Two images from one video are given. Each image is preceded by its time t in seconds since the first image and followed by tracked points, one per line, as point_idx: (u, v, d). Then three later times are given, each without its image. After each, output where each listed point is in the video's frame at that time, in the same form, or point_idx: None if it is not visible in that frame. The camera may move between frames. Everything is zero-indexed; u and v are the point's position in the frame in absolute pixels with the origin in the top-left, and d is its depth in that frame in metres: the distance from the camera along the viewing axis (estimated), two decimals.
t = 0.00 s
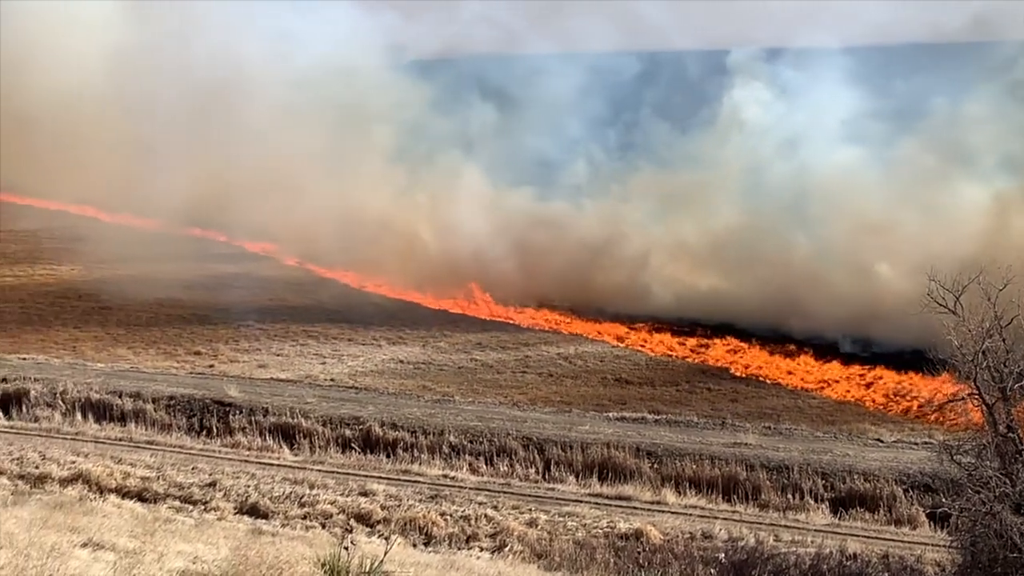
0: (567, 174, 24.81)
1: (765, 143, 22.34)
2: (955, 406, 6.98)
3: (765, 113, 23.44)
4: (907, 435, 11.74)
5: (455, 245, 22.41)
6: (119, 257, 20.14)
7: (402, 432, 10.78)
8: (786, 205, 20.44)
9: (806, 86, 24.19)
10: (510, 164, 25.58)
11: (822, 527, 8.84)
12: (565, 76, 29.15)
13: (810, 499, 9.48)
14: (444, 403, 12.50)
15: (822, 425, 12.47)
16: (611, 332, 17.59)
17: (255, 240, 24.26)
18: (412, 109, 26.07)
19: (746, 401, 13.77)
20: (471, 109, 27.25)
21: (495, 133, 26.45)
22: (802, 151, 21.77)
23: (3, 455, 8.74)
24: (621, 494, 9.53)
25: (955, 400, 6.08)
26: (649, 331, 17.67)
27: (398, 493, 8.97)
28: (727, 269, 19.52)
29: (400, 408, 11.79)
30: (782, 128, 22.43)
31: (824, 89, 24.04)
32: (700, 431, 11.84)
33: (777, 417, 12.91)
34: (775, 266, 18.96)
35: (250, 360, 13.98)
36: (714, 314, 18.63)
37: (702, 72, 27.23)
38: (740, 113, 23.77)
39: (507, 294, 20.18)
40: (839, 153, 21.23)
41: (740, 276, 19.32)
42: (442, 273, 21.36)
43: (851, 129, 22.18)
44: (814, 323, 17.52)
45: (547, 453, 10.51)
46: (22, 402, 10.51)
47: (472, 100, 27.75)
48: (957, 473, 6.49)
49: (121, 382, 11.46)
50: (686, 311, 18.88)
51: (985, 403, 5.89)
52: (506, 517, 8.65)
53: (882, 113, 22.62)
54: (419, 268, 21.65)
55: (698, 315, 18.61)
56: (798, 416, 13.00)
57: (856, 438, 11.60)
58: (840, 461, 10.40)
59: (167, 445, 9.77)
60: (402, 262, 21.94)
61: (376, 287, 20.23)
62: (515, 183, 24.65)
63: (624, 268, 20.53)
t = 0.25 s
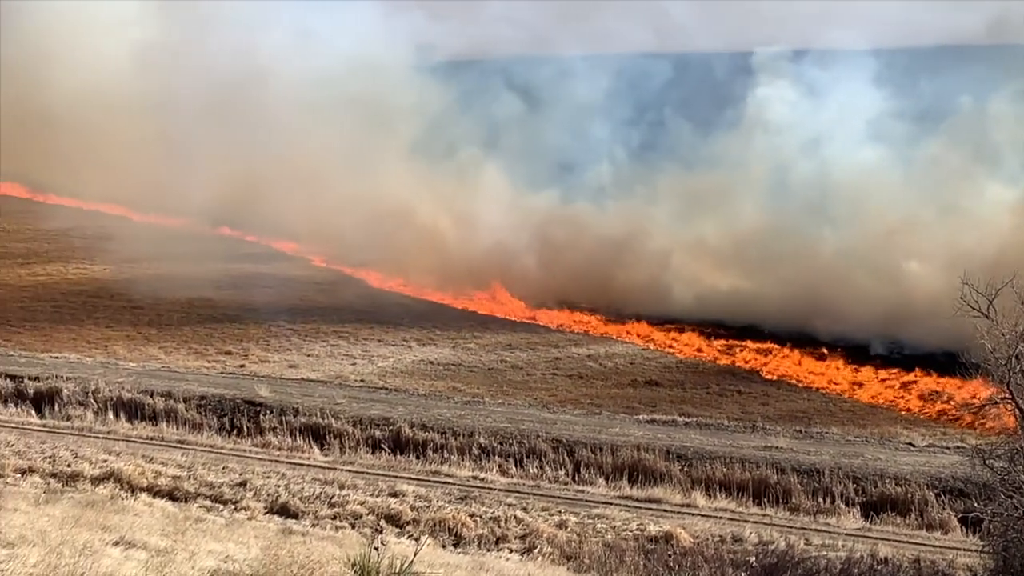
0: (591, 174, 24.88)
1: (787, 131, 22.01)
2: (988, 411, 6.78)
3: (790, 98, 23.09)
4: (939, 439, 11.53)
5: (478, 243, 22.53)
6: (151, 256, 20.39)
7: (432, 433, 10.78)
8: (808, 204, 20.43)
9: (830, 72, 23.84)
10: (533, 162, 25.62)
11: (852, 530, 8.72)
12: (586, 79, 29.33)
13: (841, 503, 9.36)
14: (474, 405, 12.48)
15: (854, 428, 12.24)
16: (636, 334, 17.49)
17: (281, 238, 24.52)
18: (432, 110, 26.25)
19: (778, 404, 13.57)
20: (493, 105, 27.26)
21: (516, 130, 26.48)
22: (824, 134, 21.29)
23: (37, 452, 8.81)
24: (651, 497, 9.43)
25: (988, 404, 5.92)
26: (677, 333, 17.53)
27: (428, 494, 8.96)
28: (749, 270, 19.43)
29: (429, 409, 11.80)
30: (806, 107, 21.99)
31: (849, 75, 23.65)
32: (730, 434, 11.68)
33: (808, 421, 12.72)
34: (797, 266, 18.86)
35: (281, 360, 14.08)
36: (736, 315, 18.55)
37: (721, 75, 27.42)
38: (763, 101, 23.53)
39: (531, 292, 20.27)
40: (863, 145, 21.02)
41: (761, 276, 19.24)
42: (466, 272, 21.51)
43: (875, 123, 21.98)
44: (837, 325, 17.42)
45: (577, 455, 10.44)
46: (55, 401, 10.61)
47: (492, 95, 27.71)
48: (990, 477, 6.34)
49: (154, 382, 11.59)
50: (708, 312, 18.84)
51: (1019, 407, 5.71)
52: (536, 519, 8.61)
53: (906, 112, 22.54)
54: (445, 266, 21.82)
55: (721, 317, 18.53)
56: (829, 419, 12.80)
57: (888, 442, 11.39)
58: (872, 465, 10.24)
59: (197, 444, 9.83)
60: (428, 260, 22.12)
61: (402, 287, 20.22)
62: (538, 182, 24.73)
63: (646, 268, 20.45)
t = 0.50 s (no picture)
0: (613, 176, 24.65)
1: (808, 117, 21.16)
2: None
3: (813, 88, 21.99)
4: (972, 444, 11.34)
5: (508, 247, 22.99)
6: (187, 257, 20.70)
7: (465, 434, 10.76)
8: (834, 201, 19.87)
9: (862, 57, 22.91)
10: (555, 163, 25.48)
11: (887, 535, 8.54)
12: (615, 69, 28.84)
13: (876, 508, 9.17)
14: (507, 406, 12.45)
15: (890, 432, 11.99)
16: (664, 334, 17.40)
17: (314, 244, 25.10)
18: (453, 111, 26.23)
19: (812, 407, 13.32)
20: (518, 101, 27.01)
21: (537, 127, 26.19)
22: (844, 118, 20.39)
23: (72, 451, 8.94)
24: (684, 500, 9.30)
25: None
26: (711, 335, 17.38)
27: (461, 495, 8.95)
28: (773, 270, 19.56)
29: (463, 410, 11.79)
30: (830, 93, 21.17)
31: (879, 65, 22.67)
32: (764, 437, 11.48)
33: (842, 424, 12.51)
34: (821, 270, 18.66)
35: (315, 360, 14.19)
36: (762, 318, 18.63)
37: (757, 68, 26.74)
38: (786, 91, 22.89)
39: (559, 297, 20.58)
40: (890, 140, 20.17)
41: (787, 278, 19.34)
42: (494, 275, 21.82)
43: (905, 120, 20.91)
44: (866, 328, 17.59)
45: (610, 458, 10.36)
46: (91, 400, 10.76)
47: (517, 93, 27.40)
48: None
49: (189, 381, 11.73)
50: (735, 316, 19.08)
51: None
52: (569, 521, 8.55)
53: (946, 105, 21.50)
54: (477, 271, 22.32)
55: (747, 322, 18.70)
56: (863, 422, 12.59)
57: (924, 446, 11.15)
58: (906, 470, 10.07)
59: (231, 443, 9.90)
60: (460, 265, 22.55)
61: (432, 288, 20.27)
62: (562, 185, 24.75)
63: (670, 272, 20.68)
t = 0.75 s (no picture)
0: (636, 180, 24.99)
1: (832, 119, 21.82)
2: None
3: (835, 88, 23.07)
4: (1002, 451, 11.09)
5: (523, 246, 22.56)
6: (214, 259, 20.91)
7: (492, 437, 10.73)
8: (856, 202, 20.26)
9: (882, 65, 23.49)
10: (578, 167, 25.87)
11: (916, 541, 8.38)
12: (632, 82, 29.60)
13: (904, 513, 9.05)
14: (534, 409, 12.39)
15: (918, 438, 11.78)
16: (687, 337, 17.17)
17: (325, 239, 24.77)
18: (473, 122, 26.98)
19: (841, 412, 13.10)
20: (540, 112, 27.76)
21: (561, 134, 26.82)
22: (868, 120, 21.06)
23: (100, 452, 9.04)
24: (712, 504, 9.20)
25: None
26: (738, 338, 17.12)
27: (487, 499, 8.91)
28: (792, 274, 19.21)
29: (490, 414, 11.75)
30: (851, 96, 21.84)
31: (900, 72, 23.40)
32: (791, 441, 11.31)
33: (870, 429, 12.29)
34: (845, 267, 18.63)
35: (342, 363, 14.25)
36: (781, 316, 18.08)
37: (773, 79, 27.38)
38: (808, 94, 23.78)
39: (571, 290, 20.11)
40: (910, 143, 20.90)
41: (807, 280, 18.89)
42: (507, 269, 21.41)
43: (924, 122, 21.76)
44: (889, 327, 16.94)
45: (638, 462, 10.27)
46: (118, 401, 10.86)
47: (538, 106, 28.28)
48: None
49: (216, 383, 11.81)
50: (753, 312, 18.37)
51: None
52: (595, 525, 8.48)
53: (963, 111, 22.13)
54: (488, 263, 21.86)
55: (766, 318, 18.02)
56: (892, 428, 12.35)
57: (952, 452, 10.94)
58: (934, 475, 9.90)
59: (259, 445, 9.96)
60: (471, 258, 22.14)
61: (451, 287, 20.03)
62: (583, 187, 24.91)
63: (687, 273, 20.24)
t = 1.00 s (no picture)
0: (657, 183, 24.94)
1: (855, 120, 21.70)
2: None
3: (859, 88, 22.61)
4: None
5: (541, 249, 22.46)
6: (243, 263, 21.10)
7: (520, 442, 10.69)
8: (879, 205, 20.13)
9: (908, 67, 23.35)
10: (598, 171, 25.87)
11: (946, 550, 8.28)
12: (652, 86, 29.59)
13: (934, 521, 8.92)
14: (562, 414, 12.32)
15: (950, 445, 11.55)
16: (713, 342, 16.94)
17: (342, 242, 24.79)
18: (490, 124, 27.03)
19: (871, 419, 12.88)
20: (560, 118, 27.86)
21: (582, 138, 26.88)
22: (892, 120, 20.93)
23: (130, 455, 9.14)
24: (741, 510, 9.07)
25: None
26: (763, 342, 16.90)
27: (515, 504, 8.88)
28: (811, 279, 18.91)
29: (517, 419, 11.70)
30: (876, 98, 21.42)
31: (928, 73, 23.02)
32: (821, 448, 11.13)
33: (901, 436, 12.08)
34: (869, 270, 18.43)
35: (370, 367, 14.30)
36: (802, 320, 17.81)
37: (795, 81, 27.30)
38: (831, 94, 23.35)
39: (588, 293, 20.00)
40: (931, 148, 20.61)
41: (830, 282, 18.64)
42: (525, 273, 21.33)
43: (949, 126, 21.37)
44: (915, 331, 16.66)
45: (666, 467, 10.16)
46: (148, 405, 10.97)
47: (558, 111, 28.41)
48: None
49: (245, 387, 11.90)
50: (774, 316, 18.15)
51: None
52: (623, 531, 8.40)
53: (988, 115, 21.96)
54: (504, 266, 21.79)
55: (788, 322, 17.78)
56: (924, 435, 12.11)
57: (985, 460, 10.72)
58: (967, 483, 9.73)
59: (288, 449, 10.01)
60: (488, 261, 22.07)
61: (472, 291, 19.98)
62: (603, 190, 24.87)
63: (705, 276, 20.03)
